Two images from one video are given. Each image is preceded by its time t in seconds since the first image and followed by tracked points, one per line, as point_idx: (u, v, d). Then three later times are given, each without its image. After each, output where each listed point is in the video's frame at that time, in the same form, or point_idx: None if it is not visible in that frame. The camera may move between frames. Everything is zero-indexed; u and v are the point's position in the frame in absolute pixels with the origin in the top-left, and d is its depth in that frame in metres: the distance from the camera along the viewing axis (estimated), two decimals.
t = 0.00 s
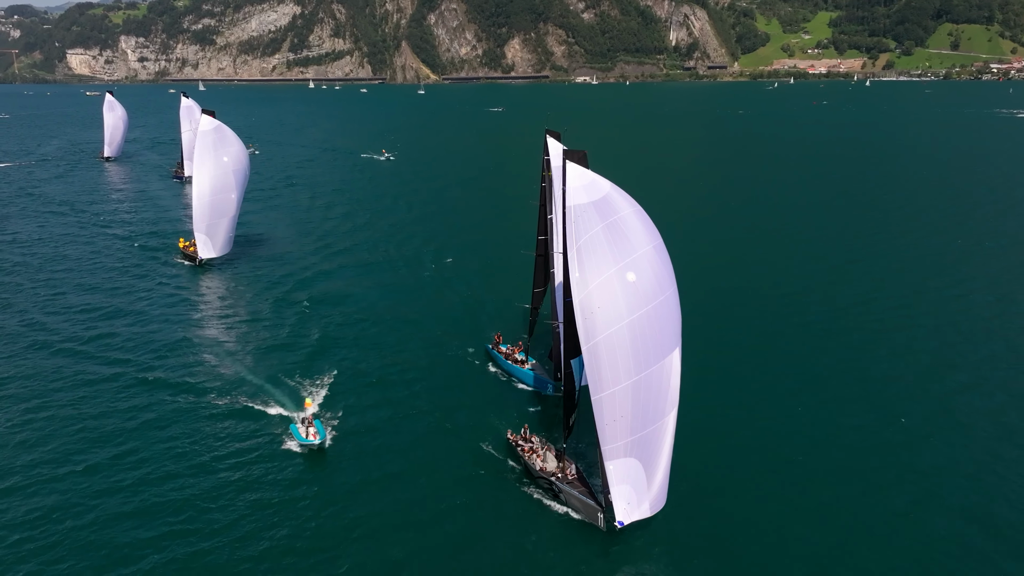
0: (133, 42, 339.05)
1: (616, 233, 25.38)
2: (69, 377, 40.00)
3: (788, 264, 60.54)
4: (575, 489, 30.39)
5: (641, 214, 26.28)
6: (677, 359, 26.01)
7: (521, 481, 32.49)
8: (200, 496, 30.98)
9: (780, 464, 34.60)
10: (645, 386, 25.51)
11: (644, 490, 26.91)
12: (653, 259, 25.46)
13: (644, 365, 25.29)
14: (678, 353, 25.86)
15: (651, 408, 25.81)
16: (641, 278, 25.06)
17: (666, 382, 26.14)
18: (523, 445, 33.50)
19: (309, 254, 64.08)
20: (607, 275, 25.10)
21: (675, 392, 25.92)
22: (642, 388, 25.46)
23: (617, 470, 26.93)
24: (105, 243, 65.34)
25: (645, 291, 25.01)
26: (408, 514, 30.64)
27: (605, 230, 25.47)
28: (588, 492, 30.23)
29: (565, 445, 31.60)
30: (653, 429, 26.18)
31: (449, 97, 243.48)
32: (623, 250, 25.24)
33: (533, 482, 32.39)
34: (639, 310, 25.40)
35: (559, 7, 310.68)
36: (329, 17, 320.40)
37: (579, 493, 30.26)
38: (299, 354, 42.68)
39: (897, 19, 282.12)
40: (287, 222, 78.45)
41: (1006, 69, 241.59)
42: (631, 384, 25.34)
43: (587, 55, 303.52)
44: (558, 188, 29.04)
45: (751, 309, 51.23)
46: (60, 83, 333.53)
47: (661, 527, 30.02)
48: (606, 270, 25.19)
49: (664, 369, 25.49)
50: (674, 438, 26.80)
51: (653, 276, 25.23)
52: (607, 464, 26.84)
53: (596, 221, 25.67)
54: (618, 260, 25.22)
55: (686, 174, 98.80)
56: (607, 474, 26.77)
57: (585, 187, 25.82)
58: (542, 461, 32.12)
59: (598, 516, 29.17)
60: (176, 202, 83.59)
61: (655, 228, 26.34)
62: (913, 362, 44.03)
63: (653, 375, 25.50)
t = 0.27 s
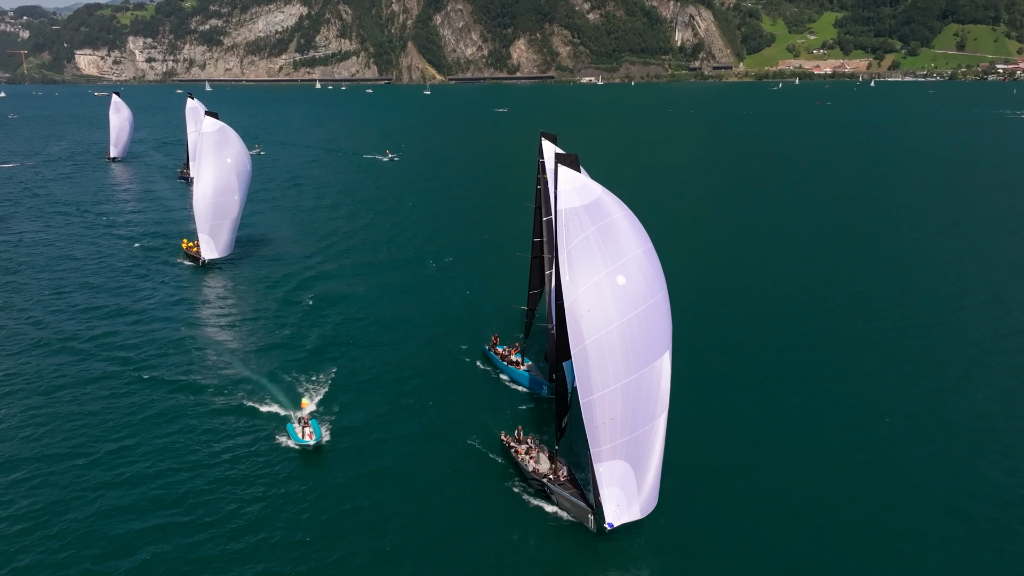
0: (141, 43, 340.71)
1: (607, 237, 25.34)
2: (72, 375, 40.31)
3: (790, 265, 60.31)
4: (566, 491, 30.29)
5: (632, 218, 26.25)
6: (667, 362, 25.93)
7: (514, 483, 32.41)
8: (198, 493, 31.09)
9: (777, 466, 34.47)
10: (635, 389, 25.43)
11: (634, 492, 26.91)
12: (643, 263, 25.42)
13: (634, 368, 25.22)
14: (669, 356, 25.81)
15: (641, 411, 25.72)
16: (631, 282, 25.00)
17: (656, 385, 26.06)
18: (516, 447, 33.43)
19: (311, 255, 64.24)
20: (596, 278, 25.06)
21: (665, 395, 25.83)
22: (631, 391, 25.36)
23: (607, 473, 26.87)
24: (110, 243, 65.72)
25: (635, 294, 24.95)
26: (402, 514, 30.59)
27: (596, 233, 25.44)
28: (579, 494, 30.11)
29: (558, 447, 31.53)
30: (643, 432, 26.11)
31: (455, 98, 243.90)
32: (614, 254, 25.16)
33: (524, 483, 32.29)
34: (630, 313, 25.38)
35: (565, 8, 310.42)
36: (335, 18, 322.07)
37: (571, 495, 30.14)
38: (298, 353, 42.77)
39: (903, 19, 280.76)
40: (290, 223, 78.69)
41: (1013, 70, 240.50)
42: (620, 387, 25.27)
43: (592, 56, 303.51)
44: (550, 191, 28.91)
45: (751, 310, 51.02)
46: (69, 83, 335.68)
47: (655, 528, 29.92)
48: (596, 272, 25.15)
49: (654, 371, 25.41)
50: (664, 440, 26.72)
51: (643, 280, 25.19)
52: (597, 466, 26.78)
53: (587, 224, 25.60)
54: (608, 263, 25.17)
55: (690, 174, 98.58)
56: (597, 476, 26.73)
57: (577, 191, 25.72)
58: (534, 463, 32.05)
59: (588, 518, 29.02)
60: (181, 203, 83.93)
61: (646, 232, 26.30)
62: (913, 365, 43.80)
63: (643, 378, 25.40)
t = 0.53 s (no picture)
0: (152, 43, 343.26)
1: (600, 240, 25.53)
2: (77, 372, 40.66)
3: (795, 266, 59.88)
4: (560, 492, 30.14)
5: (625, 224, 26.44)
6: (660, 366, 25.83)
7: (509, 485, 32.28)
8: (197, 492, 31.14)
9: (777, 469, 34.17)
10: (627, 392, 25.28)
11: (626, 496, 26.62)
12: (636, 267, 25.53)
13: (626, 371, 25.12)
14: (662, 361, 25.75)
15: (633, 414, 25.56)
16: (624, 285, 25.05)
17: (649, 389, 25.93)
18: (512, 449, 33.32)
19: (315, 255, 64.38)
20: (589, 281, 25.12)
21: (657, 399, 25.67)
22: (623, 394, 25.22)
23: (599, 477, 26.61)
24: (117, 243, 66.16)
25: (628, 298, 24.97)
26: (398, 515, 30.50)
27: (589, 236, 25.63)
28: (572, 496, 29.93)
29: (552, 448, 31.42)
30: (635, 436, 25.91)
31: (463, 98, 244.31)
32: (607, 258, 25.30)
33: (519, 485, 32.13)
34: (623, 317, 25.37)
35: (573, 8, 309.98)
36: (344, 18, 323.43)
37: (564, 497, 29.97)
38: (300, 354, 42.87)
39: (912, 20, 278.66)
40: (295, 223, 78.88)
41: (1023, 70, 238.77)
42: (611, 389, 25.16)
43: (600, 56, 303.26)
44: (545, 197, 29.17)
45: (755, 311, 50.66)
46: (81, 83, 338.76)
47: (652, 531, 29.68)
48: (589, 275, 25.22)
49: (647, 375, 25.30)
50: (657, 446, 26.51)
51: (636, 284, 25.26)
52: (589, 469, 26.52)
53: (581, 228, 25.80)
54: (601, 266, 25.27)
55: (696, 175, 98.25)
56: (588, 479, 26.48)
57: (571, 195, 26.07)
58: (529, 465, 31.93)
59: (582, 519, 28.81)
60: (188, 203, 84.37)
61: (640, 238, 26.46)
62: (918, 368, 43.34)
63: (635, 381, 25.30)
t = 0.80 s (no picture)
0: (166, 44, 346.21)
1: (597, 244, 25.59)
2: (86, 369, 41.20)
3: (802, 267, 59.49)
4: (557, 494, 30.01)
5: (623, 227, 26.50)
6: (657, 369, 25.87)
7: (507, 487, 32.09)
8: (200, 488, 31.41)
9: (778, 471, 33.95)
10: (623, 394, 25.36)
11: (622, 498, 26.72)
12: (633, 270, 25.57)
13: (622, 374, 25.19)
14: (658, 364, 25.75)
15: (629, 417, 25.62)
16: (621, 289, 25.08)
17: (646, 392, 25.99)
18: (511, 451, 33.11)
19: (321, 256, 64.68)
20: (585, 285, 25.16)
21: (654, 402, 25.72)
22: (619, 397, 25.29)
23: (595, 479, 26.70)
24: (128, 242, 66.84)
25: (624, 301, 25.02)
26: (397, 514, 30.56)
27: (586, 240, 25.65)
28: (569, 498, 29.79)
29: (550, 450, 31.26)
30: (631, 438, 25.98)
31: (473, 99, 244.73)
32: (604, 262, 25.35)
33: (517, 486, 32.04)
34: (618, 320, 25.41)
35: (584, 9, 309.47)
36: (356, 19, 324.86)
37: (562, 498, 29.82)
38: (304, 353, 43.13)
39: (924, 20, 276.22)
40: (303, 224, 79.28)
41: None
42: (608, 392, 25.25)
43: (611, 57, 302.84)
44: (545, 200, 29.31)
45: (760, 313, 50.40)
46: (96, 84, 342.40)
47: (651, 531, 29.55)
48: (586, 278, 25.26)
49: (643, 377, 25.37)
50: (654, 449, 26.55)
51: (633, 287, 25.30)
52: (585, 471, 26.60)
53: (578, 232, 25.86)
54: (598, 270, 25.35)
55: (705, 176, 97.82)
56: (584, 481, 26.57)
57: (569, 199, 26.17)
58: (528, 467, 31.74)
59: (578, 521, 28.68)
60: (199, 203, 85.02)
61: (638, 242, 26.51)
62: (924, 370, 42.90)
63: (632, 384, 25.37)
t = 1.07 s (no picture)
0: (182, 45, 349.60)
1: (595, 248, 25.60)
2: (96, 367, 41.71)
3: (811, 270, 58.97)
4: (556, 496, 30.00)
5: (622, 232, 26.50)
6: (654, 374, 25.83)
7: (507, 489, 32.12)
8: (203, 487, 31.62)
9: (782, 477, 33.68)
10: (619, 399, 25.30)
11: (619, 503, 26.65)
12: (631, 275, 25.57)
13: (618, 379, 25.12)
14: (655, 369, 25.67)
15: (626, 421, 25.58)
16: (618, 293, 25.04)
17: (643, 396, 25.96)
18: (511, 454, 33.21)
19: (328, 257, 64.93)
20: (583, 289, 25.14)
21: (651, 406, 25.70)
22: (616, 401, 25.23)
23: (591, 483, 26.66)
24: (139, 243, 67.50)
25: (622, 306, 24.99)
26: (396, 517, 30.52)
27: (585, 245, 25.63)
28: (568, 500, 29.79)
29: (550, 452, 31.27)
30: (628, 442, 25.91)
31: (484, 100, 245.21)
32: (602, 266, 25.32)
33: (516, 489, 32.06)
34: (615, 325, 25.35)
35: (597, 10, 308.76)
36: (370, 21, 326.48)
37: (560, 502, 29.75)
38: (309, 353, 43.25)
39: (939, 20, 273.30)
40: (313, 225, 79.75)
41: None
42: (605, 397, 25.20)
43: (623, 58, 302.11)
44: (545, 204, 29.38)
45: (767, 317, 50.03)
46: (112, 85, 346.36)
47: (650, 539, 29.39)
48: (584, 282, 25.22)
49: (640, 382, 25.32)
50: (650, 454, 26.48)
51: (630, 292, 25.30)
52: (581, 475, 26.56)
53: (577, 237, 25.83)
54: (595, 274, 25.33)
55: (715, 178, 97.39)
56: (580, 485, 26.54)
57: (568, 203, 26.20)
58: (527, 469, 31.79)
59: (576, 525, 28.62)
60: (210, 204, 85.70)
61: (636, 247, 26.52)
62: (932, 377, 42.41)
63: (628, 389, 25.30)
